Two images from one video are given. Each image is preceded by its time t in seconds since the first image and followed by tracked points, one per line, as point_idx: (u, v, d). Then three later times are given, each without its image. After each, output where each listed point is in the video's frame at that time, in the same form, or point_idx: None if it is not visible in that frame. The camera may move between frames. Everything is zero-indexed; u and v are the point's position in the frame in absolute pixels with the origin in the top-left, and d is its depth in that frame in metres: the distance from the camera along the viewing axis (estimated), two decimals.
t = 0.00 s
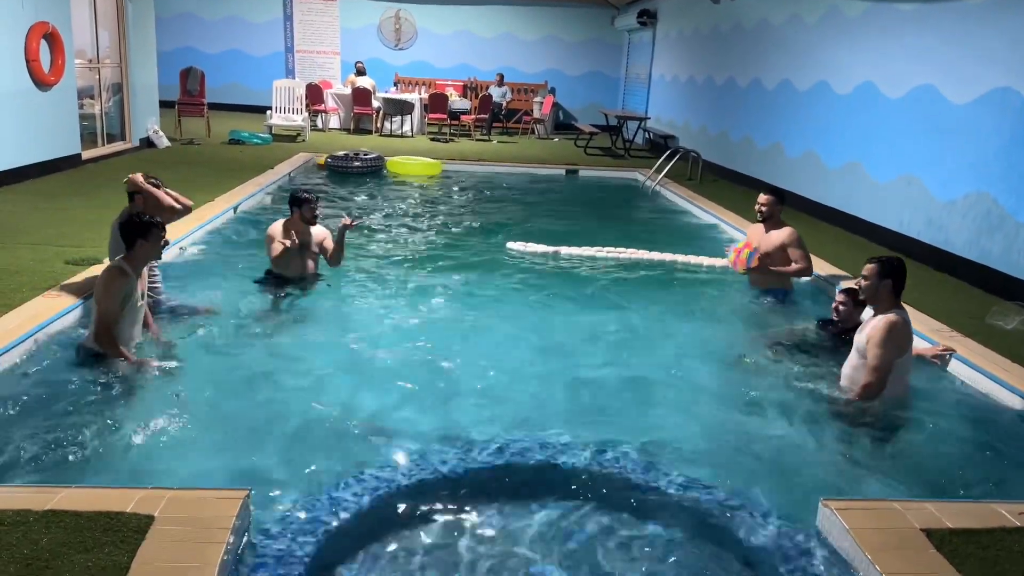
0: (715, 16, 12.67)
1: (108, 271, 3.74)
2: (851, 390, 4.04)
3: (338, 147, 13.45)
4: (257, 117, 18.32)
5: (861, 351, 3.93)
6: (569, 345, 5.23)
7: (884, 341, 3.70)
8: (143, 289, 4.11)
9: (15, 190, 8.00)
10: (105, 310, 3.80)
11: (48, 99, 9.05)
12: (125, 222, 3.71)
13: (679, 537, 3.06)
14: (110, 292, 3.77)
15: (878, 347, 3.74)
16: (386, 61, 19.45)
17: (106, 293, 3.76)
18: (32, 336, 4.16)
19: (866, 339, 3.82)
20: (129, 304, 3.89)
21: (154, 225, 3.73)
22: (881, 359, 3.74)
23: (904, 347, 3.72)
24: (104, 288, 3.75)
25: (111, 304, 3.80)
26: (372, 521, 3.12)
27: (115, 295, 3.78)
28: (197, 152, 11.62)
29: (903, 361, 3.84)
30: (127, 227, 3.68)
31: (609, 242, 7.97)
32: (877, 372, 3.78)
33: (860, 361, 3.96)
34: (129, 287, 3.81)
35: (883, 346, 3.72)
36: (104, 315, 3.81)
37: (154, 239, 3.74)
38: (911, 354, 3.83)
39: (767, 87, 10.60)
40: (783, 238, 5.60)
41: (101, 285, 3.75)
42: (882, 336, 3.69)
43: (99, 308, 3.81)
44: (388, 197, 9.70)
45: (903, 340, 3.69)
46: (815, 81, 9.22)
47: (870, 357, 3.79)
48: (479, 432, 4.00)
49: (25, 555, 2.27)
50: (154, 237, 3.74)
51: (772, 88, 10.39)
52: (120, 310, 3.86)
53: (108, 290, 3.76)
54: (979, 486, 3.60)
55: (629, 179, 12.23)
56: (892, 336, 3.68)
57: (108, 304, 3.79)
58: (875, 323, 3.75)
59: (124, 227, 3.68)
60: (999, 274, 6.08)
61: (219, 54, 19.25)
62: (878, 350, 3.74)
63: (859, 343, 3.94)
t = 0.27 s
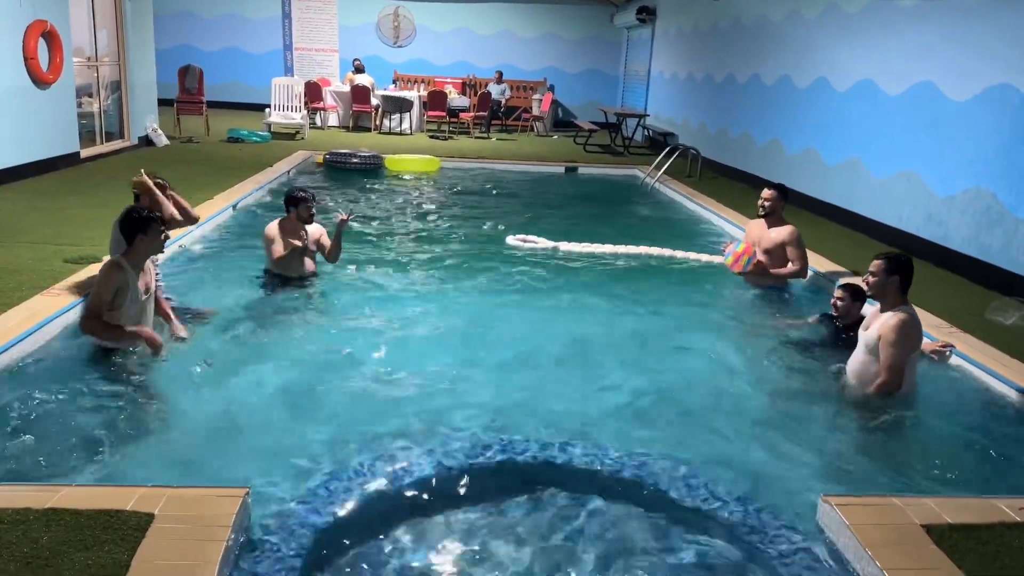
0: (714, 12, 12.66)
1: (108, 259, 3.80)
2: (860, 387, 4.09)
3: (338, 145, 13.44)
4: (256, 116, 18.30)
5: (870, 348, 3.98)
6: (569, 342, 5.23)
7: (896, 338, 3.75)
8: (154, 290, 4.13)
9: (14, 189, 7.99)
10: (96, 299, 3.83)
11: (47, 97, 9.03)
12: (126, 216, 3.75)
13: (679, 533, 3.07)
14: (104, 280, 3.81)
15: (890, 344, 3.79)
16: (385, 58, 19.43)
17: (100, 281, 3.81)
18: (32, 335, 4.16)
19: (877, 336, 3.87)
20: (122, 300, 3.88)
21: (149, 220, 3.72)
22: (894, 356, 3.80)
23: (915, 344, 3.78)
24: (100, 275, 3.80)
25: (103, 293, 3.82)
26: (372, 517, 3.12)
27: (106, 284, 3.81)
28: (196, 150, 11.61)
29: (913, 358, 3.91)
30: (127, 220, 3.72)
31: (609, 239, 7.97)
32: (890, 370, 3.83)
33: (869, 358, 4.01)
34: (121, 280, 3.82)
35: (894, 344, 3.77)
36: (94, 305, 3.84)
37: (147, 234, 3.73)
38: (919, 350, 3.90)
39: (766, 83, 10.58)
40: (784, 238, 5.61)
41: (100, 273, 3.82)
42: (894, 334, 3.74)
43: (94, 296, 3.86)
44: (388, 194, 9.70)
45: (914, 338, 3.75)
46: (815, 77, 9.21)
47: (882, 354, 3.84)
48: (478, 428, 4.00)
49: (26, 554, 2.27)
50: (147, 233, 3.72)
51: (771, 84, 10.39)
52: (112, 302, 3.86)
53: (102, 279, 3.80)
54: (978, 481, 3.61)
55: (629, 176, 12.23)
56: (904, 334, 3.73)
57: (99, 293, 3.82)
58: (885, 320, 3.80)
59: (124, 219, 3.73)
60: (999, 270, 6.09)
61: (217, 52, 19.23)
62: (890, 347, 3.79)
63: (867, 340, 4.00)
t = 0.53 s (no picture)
0: (712, 11, 12.66)
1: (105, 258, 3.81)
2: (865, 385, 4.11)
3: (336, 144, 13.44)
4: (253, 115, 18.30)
5: (876, 344, 4.00)
6: (568, 340, 5.23)
7: (904, 334, 3.78)
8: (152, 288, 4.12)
9: (12, 188, 7.98)
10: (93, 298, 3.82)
11: (44, 97, 9.02)
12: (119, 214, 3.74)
13: (677, 531, 3.08)
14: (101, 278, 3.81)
15: (898, 340, 3.81)
16: (383, 57, 19.42)
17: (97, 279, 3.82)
18: (30, 335, 4.15)
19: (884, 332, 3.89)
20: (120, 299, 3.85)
21: (137, 217, 3.69)
22: (902, 353, 3.82)
23: (923, 341, 3.80)
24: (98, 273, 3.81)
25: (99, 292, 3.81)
26: (371, 515, 3.12)
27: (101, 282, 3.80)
28: (194, 150, 11.60)
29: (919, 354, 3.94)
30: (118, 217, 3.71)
31: (607, 237, 7.97)
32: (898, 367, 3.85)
33: (875, 355, 4.04)
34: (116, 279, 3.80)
35: (902, 340, 3.79)
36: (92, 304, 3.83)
37: (135, 230, 3.69)
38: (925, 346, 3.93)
39: (764, 82, 10.59)
40: (782, 235, 5.60)
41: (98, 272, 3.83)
42: (902, 330, 3.77)
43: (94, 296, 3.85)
44: (386, 193, 9.70)
45: (922, 334, 3.77)
46: (813, 75, 9.20)
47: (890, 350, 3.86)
48: (476, 426, 4.00)
49: (24, 554, 2.27)
50: (135, 229, 3.69)
51: (769, 82, 10.39)
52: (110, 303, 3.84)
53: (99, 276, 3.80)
54: (975, 478, 3.62)
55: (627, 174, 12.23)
56: (912, 330, 3.75)
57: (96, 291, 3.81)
58: (892, 316, 3.83)
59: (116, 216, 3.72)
60: (997, 268, 6.09)
61: (215, 51, 19.22)
62: (898, 343, 3.81)
63: (873, 337, 4.02)
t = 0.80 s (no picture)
0: (709, 10, 12.66)
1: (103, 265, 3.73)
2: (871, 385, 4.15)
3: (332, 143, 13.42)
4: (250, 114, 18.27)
5: (881, 344, 4.06)
6: (565, 339, 5.23)
7: (911, 331, 3.84)
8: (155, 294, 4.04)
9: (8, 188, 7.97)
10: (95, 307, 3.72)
11: (40, 96, 9.00)
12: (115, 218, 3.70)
13: (675, 529, 3.08)
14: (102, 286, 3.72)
15: (904, 336, 3.87)
16: (380, 56, 19.40)
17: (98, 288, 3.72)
18: (26, 335, 4.14)
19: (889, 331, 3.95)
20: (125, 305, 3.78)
21: (137, 218, 3.66)
22: (909, 350, 3.87)
23: (928, 337, 3.86)
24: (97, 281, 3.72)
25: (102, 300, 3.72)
26: (369, 514, 3.12)
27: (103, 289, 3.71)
28: (190, 149, 11.58)
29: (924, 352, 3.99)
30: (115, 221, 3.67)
31: (605, 237, 7.97)
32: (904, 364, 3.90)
33: (880, 355, 4.09)
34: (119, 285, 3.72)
35: (909, 336, 3.85)
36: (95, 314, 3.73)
37: (137, 233, 3.65)
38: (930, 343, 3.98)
39: (761, 81, 10.59)
40: (778, 236, 5.62)
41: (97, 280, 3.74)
42: (909, 326, 3.83)
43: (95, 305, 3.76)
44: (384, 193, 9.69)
45: (928, 330, 3.84)
46: (810, 75, 9.21)
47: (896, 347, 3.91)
48: (473, 425, 4.00)
49: (21, 554, 2.27)
50: (136, 232, 3.65)
51: (766, 81, 10.40)
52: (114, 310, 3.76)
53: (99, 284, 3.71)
54: (972, 476, 3.62)
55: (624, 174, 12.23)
56: (918, 326, 3.82)
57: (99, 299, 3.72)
58: (897, 314, 3.89)
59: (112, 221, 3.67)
60: (994, 266, 6.10)
61: (211, 51, 19.19)
62: (905, 339, 3.87)
63: (878, 337, 4.08)
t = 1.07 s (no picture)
0: (705, 10, 12.68)
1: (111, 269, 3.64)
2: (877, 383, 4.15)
3: (328, 144, 13.40)
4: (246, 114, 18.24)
5: (887, 342, 4.05)
6: (561, 340, 5.23)
7: (917, 328, 3.83)
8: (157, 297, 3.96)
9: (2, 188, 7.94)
10: (106, 313, 3.63)
11: (35, 96, 8.98)
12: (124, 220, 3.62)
13: (670, 528, 3.08)
14: (113, 291, 3.63)
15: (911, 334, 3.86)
16: (376, 57, 19.38)
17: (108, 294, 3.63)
18: (17, 337, 4.12)
19: (896, 329, 3.94)
20: (135, 309, 3.72)
21: (150, 220, 3.61)
22: (916, 348, 3.87)
23: (935, 335, 3.86)
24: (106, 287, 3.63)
25: (114, 305, 3.64)
26: (364, 515, 3.12)
27: (115, 294, 3.63)
28: (186, 150, 11.56)
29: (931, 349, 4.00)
30: (126, 223, 3.59)
31: (600, 237, 7.98)
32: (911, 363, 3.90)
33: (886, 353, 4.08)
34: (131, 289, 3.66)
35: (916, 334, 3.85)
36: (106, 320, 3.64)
37: (151, 236, 3.61)
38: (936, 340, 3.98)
39: (757, 81, 10.61)
40: (777, 235, 5.63)
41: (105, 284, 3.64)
42: (915, 324, 3.82)
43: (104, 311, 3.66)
44: (380, 193, 9.68)
45: (934, 328, 3.83)
46: (805, 75, 9.23)
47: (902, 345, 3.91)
48: (469, 425, 4.00)
49: (16, 554, 2.26)
50: (150, 235, 3.61)
51: (761, 82, 10.42)
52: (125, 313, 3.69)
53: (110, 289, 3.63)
54: (967, 475, 3.63)
55: (620, 174, 12.24)
56: (924, 323, 3.82)
57: (111, 305, 3.63)
58: (902, 312, 3.89)
59: (122, 223, 3.59)
60: (988, 266, 6.12)
61: (206, 51, 19.16)
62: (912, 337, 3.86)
63: (883, 335, 4.07)
